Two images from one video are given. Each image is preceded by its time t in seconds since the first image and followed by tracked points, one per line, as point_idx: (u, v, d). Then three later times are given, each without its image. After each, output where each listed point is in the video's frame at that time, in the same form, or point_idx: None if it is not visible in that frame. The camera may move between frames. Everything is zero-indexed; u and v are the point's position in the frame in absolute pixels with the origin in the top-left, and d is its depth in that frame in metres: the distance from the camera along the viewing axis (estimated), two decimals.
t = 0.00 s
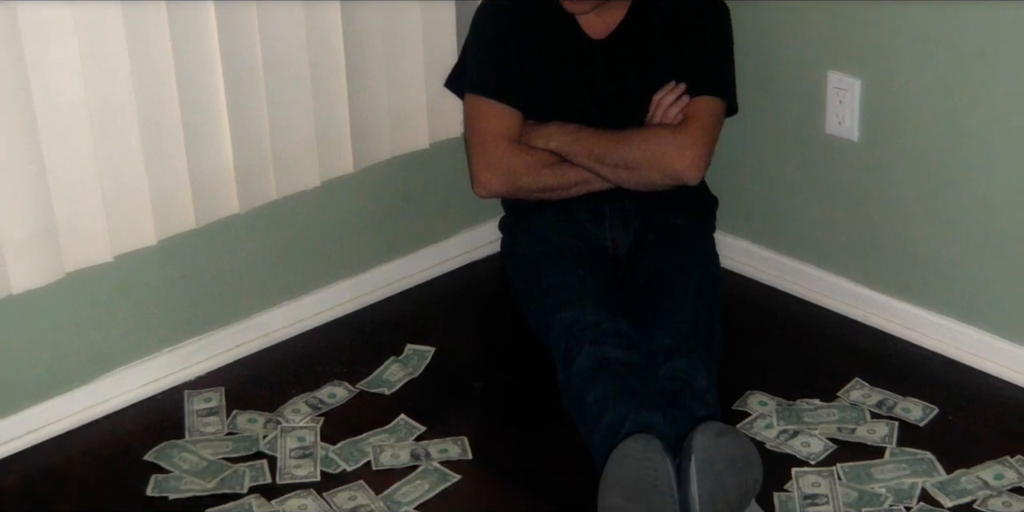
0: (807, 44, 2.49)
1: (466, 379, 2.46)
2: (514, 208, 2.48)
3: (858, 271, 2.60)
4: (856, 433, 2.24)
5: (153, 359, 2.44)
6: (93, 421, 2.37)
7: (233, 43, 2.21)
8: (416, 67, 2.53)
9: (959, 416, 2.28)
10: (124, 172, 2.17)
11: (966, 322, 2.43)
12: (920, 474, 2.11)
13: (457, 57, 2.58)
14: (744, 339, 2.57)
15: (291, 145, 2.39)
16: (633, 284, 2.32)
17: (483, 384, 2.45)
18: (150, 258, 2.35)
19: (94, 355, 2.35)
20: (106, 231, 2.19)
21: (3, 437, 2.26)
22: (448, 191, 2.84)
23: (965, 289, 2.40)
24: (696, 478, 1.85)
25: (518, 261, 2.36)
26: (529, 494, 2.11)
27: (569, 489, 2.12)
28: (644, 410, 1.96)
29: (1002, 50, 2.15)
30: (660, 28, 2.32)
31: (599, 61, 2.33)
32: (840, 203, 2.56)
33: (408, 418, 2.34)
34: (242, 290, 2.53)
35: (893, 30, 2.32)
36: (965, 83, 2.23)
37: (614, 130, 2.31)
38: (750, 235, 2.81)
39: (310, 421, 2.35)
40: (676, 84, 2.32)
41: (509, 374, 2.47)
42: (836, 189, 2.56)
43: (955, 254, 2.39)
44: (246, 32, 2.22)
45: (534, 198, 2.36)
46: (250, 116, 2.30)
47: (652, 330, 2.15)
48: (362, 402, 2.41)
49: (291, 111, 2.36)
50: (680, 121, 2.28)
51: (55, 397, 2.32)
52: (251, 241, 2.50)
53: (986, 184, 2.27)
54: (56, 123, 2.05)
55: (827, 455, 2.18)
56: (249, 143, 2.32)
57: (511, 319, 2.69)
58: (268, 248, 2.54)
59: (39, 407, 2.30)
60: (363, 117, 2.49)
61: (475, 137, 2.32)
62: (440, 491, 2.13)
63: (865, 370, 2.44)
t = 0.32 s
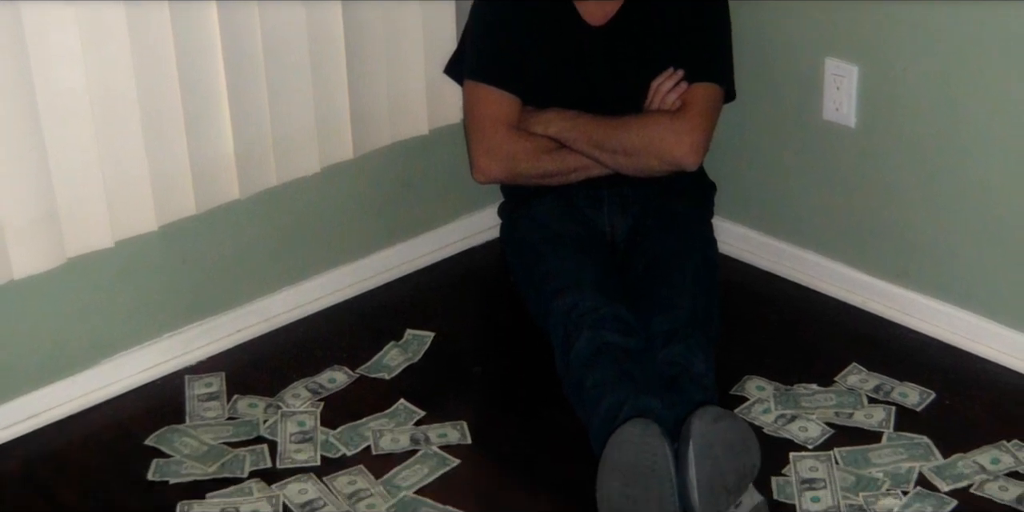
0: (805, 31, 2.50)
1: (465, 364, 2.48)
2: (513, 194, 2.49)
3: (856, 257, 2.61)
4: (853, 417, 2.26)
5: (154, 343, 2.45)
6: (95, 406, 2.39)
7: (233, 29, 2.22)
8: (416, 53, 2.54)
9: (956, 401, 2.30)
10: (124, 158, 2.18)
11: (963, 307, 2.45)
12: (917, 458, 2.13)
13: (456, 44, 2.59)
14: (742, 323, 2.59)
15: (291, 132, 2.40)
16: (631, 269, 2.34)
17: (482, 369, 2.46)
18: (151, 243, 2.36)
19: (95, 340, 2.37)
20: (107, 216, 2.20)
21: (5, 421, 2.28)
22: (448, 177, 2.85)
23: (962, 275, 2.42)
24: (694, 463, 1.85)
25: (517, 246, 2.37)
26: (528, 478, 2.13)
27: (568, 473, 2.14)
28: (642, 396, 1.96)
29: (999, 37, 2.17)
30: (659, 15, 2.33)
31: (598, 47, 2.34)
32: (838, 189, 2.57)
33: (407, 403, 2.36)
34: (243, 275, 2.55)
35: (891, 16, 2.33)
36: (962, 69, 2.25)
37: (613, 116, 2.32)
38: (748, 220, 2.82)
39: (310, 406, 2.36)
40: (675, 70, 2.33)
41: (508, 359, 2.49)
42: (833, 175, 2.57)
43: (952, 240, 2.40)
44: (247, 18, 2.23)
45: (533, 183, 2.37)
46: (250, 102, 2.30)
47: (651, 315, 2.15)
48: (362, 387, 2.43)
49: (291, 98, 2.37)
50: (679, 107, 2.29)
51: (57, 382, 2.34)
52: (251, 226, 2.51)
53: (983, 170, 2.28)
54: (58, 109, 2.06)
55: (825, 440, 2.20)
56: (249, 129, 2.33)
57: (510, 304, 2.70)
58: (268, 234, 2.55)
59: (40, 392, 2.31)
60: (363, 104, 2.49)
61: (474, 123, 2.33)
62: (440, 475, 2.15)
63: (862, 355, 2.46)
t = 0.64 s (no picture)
0: (803, 17, 2.51)
1: (464, 349, 2.50)
2: (512, 180, 2.50)
3: (853, 242, 2.62)
4: (850, 402, 2.27)
5: (155, 328, 2.47)
6: (96, 391, 2.40)
7: (234, 16, 2.23)
8: (415, 40, 2.55)
9: (952, 386, 2.31)
10: (126, 144, 2.19)
11: (959, 292, 2.46)
12: (914, 443, 2.15)
13: (455, 30, 2.59)
14: (739, 308, 2.60)
15: (291, 118, 2.41)
16: (629, 254, 2.35)
17: (481, 354, 2.48)
18: (152, 228, 2.37)
19: (96, 325, 2.38)
20: (108, 202, 2.21)
21: (7, 406, 2.29)
22: (447, 163, 2.86)
23: (958, 261, 2.43)
24: (692, 447, 1.85)
25: (516, 231, 2.39)
26: (527, 462, 2.15)
27: (566, 458, 2.15)
28: (641, 381, 1.97)
29: (996, 23, 2.18)
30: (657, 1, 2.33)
31: (596, 34, 2.34)
32: (835, 174, 2.58)
33: (406, 388, 2.38)
34: (243, 261, 2.56)
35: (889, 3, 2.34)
36: (959, 56, 2.25)
37: (611, 103, 2.33)
38: (746, 206, 2.84)
39: (310, 390, 2.38)
40: (674, 57, 2.34)
41: (507, 344, 2.51)
42: (831, 161, 2.58)
43: (949, 226, 2.41)
44: (247, 5, 2.24)
45: (532, 169, 2.37)
46: (250, 89, 2.31)
47: (650, 299, 2.16)
48: (361, 371, 2.44)
49: (291, 84, 2.38)
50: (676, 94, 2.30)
51: (58, 367, 2.35)
52: (252, 212, 2.53)
53: (980, 156, 2.29)
54: (59, 95, 2.07)
55: (822, 424, 2.22)
56: (249, 115, 2.34)
57: (509, 289, 2.72)
58: (269, 219, 2.56)
59: (42, 377, 2.33)
60: (363, 90, 2.50)
61: (474, 109, 2.34)
62: (439, 460, 2.17)
63: (858, 340, 2.48)
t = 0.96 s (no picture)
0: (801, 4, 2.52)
1: (464, 334, 2.51)
2: (512, 166, 2.52)
3: (850, 228, 2.64)
4: (848, 387, 2.29)
5: (155, 313, 2.48)
6: (98, 375, 2.42)
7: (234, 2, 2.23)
8: (414, 26, 2.55)
9: (949, 371, 2.33)
10: (126, 129, 2.20)
11: (956, 278, 2.48)
12: (911, 427, 2.17)
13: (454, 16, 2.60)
14: (737, 293, 2.62)
15: (291, 103, 2.42)
16: (628, 240, 2.36)
17: (480, 338, 2.50)
18: (153, 214, 2.38)
19: (98, 311, 2.40)
20: (109, 187, 2.22)
21: (9, 390, 2.31)
22: (447, 149, 2.87)
23: (955, 247, 2.45)
24: (690, 431, 1.86)
25: (515, 217, 2.40)
26: (526, 447, 2.17)
27: (564, 443, 2.17)
28: (639, 365, 1.97)
29: (993, 9, 2.18)
30: None
31: (595, 20, 2.36)
32: (832, 160, 2.60)
33: (406, 373, 2.39)
34: (243, 247, 2.57)
35: None
36: (956, 42, 2.26)
37: (610, 89, 2.34)
38: (744, 192, 2.85)
39: (310, 375, 2.40)
40: (672, 44, 2.35)
41: (505, 329, 2.52)
42: (828, 147, 2.59)
43: (946, 212, 2.43)
44: None
45: (532, 155, 2.38)
46: (251, 75, 2.32)
47: (648, 284, 2.17)
48: (361, 356, 2.46)
49: (291, 70, 2.39)
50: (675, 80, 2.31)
51: (59, 352, 2.36)
52: (253, 197, 2.54)
53: (978, 142, 2.31)
54: (60, 81, 2.08)
55: (820, 409, 2.24)
56: (249, 101, 2.35)
57: (508, 275, 2.73)
58: (269, 205, 2.58)
59: (44, 361, 2.34)
60: (363, 77, 2.51)
61: (473, 95, 2.35)
62: (438, 444, 2.18)
63: (856, 325, 2.49)
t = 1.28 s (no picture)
0: None
1: (463, 319, 2.53)
2: (511, 151, 2.53)
3: (847, 213, 2.65)
4: (845, 371, 2.31)
5: (155, 299, 2.49)
6: (99, 360, 2.44)
7: None
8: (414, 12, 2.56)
9: (945, 355, 2.35)
10: (127, 116, 2.21)
11: (953, 263, 2.49)
12: (908, 412, 2.19)
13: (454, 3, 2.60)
14: (734, 278, 2.64)
15: (291, 90, 2.42)
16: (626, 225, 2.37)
17: (480, 323, 2.51)
18: (153, 199, 2.40)
19: (98, 296, 2.41)
20: (110, 173, 2.23)
21: (10, 376, 2.33)
22: (446, 134, 2.88)
23: (951, 232, 2.46)
24: (689, 415, 1.86)
25: (514, 202, 2.41)
26: (525, 432, 2.19)
27: (563, 428, 2.19)
28: (637, 350, 1.99)
29: None
30: None
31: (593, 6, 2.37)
32: (829, 146, 2.61)
33: (406, 357, 2.41)
34: (244, 233, 2.59)
35: None
36: (953, 29, 2.27)
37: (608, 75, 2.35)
38: (741, 178, 2.86)
39: (310, 360, 2.41)
40: (670, 30, 2.36)
41: (504, 314, 2.54)
42: (826, 134, 2.60)
43: (943, 198, 2.44)
44: None
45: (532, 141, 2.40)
46: (251, 61, 2.33)
47: (647, 270, 2.18)
48: (360, 340, 2.48)
49: (291, 57, 2.39)
50: (673, 66, 2.32)
51: (60, 337, 2.38)
52: (253, 183, 2.55)
53: (975, 128, 2.32)
54: (62, 68, 2.09)
55: (817, 394, 2.26)
56: (250, 88, 2.36)
57: (507, 260, 2.75)
58: (269, 191, 2.59)
59: (45, 346, 2.36)
60: (363, 63, 2.52)
61: (472, 81, 2.36)
62: (437, 429, 2.20)
63: (853, 310, 2.51)
